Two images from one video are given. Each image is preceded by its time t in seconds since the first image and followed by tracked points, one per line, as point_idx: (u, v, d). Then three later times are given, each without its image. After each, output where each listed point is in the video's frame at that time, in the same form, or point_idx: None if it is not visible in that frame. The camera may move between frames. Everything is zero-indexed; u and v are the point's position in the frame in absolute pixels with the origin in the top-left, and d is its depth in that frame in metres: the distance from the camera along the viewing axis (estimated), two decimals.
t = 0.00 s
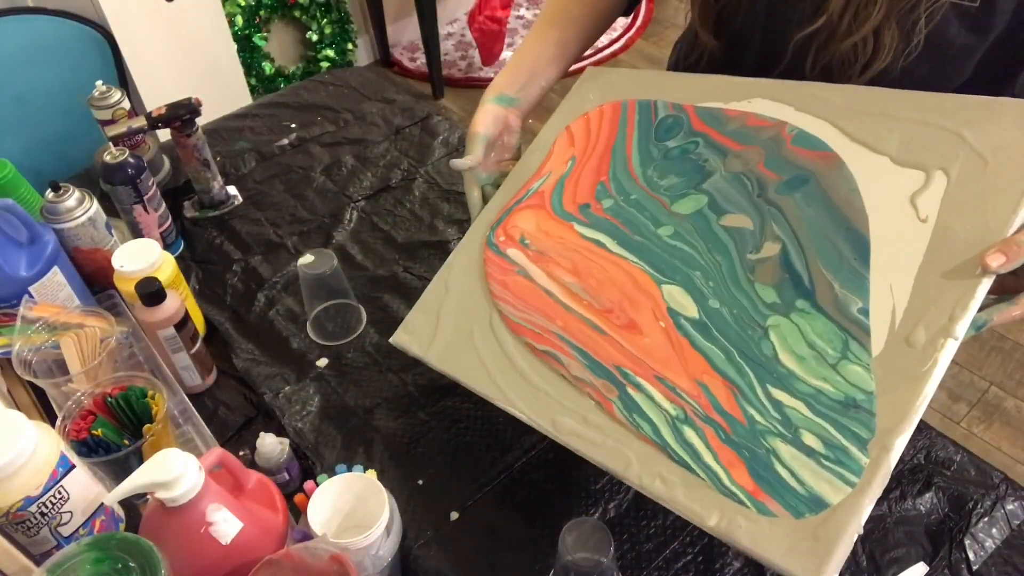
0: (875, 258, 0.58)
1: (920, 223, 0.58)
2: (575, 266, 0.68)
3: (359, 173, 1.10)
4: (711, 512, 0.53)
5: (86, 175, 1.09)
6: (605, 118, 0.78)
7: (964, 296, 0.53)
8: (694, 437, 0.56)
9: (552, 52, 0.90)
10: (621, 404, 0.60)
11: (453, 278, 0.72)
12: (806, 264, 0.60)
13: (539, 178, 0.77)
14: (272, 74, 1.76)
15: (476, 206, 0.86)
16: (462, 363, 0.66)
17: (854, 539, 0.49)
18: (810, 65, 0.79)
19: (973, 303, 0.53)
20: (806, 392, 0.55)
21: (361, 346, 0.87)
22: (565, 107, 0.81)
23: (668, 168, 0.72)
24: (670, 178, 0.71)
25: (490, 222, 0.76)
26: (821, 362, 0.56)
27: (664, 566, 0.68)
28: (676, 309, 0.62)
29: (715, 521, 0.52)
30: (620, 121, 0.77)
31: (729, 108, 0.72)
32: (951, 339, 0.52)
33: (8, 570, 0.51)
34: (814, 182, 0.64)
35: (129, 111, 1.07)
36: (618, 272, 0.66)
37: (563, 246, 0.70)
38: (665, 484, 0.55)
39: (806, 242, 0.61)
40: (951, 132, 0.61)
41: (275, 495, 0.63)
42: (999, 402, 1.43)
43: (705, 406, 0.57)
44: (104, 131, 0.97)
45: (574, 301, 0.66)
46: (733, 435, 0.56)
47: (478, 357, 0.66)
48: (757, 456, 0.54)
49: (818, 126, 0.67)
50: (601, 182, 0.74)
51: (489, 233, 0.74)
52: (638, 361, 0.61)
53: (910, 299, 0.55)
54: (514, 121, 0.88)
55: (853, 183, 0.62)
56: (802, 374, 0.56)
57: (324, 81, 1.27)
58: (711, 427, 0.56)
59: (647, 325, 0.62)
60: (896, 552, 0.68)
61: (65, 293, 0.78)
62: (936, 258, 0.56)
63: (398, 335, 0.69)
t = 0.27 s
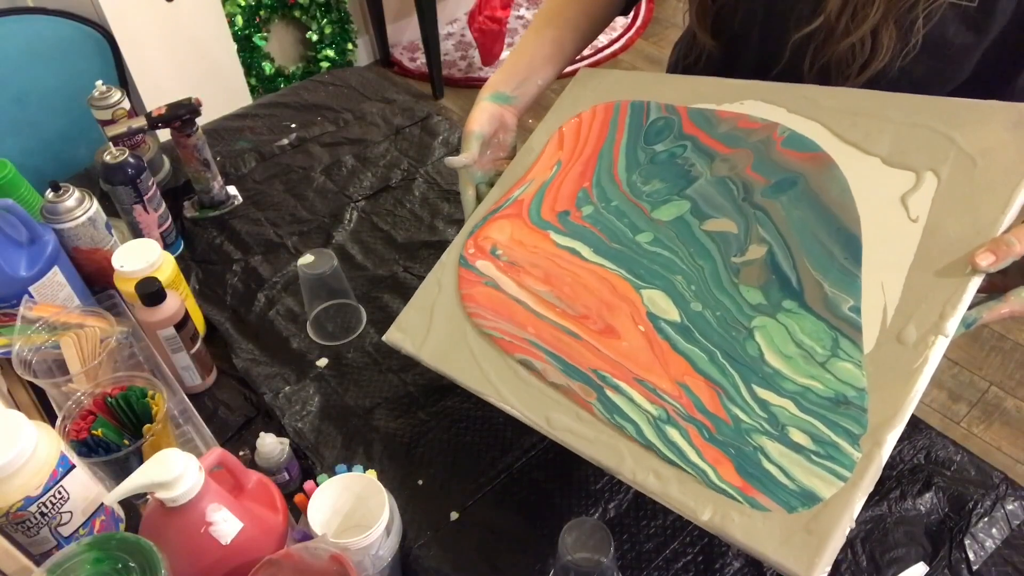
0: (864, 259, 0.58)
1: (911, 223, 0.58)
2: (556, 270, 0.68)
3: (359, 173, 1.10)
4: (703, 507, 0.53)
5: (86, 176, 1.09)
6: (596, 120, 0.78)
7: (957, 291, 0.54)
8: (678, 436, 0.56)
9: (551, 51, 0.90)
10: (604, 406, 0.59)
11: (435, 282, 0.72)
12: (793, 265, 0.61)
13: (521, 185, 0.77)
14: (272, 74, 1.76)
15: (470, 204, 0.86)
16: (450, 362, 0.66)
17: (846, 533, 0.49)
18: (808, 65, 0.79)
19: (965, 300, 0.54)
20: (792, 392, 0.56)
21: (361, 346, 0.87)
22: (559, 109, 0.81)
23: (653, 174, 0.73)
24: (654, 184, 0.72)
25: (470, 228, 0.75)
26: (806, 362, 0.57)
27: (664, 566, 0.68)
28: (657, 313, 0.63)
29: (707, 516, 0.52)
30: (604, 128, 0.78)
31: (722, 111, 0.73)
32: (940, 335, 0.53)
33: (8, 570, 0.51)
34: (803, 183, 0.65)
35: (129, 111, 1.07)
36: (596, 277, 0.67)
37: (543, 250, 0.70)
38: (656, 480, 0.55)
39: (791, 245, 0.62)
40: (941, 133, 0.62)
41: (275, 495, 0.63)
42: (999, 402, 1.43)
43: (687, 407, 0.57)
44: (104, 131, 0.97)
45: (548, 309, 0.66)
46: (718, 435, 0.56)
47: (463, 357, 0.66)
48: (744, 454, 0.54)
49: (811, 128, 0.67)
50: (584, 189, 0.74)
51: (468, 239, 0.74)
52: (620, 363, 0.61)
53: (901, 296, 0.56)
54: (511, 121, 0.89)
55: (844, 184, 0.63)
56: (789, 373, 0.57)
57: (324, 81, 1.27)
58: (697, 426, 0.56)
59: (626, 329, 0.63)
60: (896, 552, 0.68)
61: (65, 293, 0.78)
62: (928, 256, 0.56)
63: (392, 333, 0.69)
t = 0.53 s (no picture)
0: (862, 259, 0.58)
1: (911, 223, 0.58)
2: (547, 278, 0.68)
3: (359, 173, 1.10)
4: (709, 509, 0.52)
5: (86, 175, 1.09)
6: (591, 125, 0.78)
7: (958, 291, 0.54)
8: (674, 441, 0.56)
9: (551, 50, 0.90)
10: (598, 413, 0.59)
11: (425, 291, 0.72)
12: (788, 268, 0.61)
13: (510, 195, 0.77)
14: (272, 74, 1.76)
15: (470, 207, 0.87)
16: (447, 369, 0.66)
17: (851, 533, 0.49)
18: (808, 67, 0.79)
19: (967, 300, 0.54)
20: (789, 395, 0.56)
21: (361, 346, 0.87)
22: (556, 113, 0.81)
23: (645, 180, 0.73)
24: (647, 190, 0.72)
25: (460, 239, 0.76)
26: (801, 365, 0.57)
27: (664, 566, 0.68)
28: (647, 320, 0.63)
29: (712, 517, 0.52)
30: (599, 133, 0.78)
31: (720, 111, 0.73)
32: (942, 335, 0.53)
33: (8, 570, 0.51)
34: (800, 184, 0.65)
35: (129, 111, 1.07)
36: (584, 285, 0.67)
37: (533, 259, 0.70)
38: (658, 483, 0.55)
39: (786, 247, 0.62)
40: (940, 132, 0.61)
41: (275, 496, 0.63)
42: (999, 402, 1.43)
43: (681, 412, 0.57)
44: (104, 130, 0.97)
45: (535, 319, 0.66)
46: (713, 439, 0.55)
47: (458, 365, 0.65)
48: (742, 456, 0.54)
49: (810, 128, 0.67)
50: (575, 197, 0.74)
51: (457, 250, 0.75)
52: (613, 370, 0.61)
53: (902, 296, 0.56)
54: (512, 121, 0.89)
55: (843, 185, 0.63)
56: (786, 376, 0.57)
57: (324, 81, 1.27)
58: (695, 431, 0.56)
59: (616, 337, 0.63)
60: (897, 552, 0.68)
61: (65, 293, 0.78)
62: (928, 256, 0.56)
63: (393, 337, 0.69)
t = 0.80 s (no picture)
0: (821, 291, 0.63)
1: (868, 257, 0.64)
2: (494, 275, 0.68)
3: (359, 173, 1.10)
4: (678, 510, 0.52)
5: (86, 175, 1.09)
6: (545, 135, 0.80)
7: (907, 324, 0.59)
8: (634, 445, 0.55)
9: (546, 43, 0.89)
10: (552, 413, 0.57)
11: (370, 270, 0.68)
12: (752, 292, 0.64)
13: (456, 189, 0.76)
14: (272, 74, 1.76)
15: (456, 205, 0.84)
16: (399, 351, 0.62)
17: (813, 536, 0.50)
18: (808, 71, 0.80)
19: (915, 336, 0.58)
20: (752, 411, 0.57)
21: (361, 346, 0.87)
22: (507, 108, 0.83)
23: (603, 194, 0.75)
24: (606, 201, 0.74)
25: (402, 224, 0.73)
26: (762, 382, 0.58)
27: (664, 566, 0.68)
28: (603, 326, 0.63)
29: (681, 520, 0.51)
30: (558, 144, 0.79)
31: (686, 136, 0.78)
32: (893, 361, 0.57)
33: (8, 570, 0.51)
34: (760, 217, 0.70)
35: (129, 111, 1.07)
36: (532, 284, 0.66)
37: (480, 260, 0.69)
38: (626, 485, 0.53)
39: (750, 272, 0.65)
40: (884, 183, 0.69)
41: (276, 496, 0.63)
42: (999, 402, 1.44)
43: (641, 418, 0.57)
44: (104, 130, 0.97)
45: (481, 316, 0.64)
46: (674, 448, 0.55)
47: (406, 351, 0.62)
48: (706, 465, 0.54)
49: (781, 170, 0.73)
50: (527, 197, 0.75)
51: (399, 234, 0.72)
52: (568, 371, 0.60)
53: (860, 330, 0.60)
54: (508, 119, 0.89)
55: (798, 219, 0.69)
56: (750, 395, 0.58)
57: (324, 81, 1.27)
58: (659, 438, 0.56)
59: (572, 343, 0.62)
60: (896, 552, 0.69)
61: (65, 293, 0.78)
62: (880, 288, 0.62)
63: (331, 311, 0.66)
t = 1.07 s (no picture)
0: (671, 303, 0.68)
1: (702, 310, 0.69)
2: (439, 197, 0.64)
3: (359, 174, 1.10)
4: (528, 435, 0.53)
5: (86, 175, 1.09)
6: (485, 67, 0.75)
7: (762, 407, 0.66)
8: (517, 360, 0.57)
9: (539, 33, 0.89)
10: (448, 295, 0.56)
11: (301, 139, 0.58)
12: (626, 292, 0.67)
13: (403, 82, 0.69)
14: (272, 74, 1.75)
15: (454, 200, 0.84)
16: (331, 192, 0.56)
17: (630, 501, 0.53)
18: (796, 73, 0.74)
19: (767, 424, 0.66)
20: (606, 382, 0.61)
21: (361, 346, 0.87)
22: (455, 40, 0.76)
23: (529, 146, 0.73)
24: (525, 155, 0.73)
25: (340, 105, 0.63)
26: (628, 363, 0.63)
27: (664, 566, 0.69)
28: (510, 256, 0.65)
29: (529, 439, 0.53)
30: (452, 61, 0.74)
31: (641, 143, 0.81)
32: (740, 421, 0.67)
33: (8, 570, 0.51)
34: (641, 246, 0.71)
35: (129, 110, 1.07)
36: (464, 202, 0.66)
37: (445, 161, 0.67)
38: (491, 391, 0.53)
39: (632, 273, 0.69)
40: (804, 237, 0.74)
41: (276, 496, 0.63)
42: (999, 402, 1.43)
43: (529, 344, 0.59)
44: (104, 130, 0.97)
45: (429, 202, 0.62)
46: (545, 378, 0.58)
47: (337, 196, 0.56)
48: (567, 406, 0.57)
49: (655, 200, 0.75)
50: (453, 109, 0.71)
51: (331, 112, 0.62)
52: (478, 275, 0.61)
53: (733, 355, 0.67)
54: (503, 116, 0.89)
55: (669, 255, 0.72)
56: (608, 370, 0.62)
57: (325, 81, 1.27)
58: (537, 361, 0.58)
59: (493, 280, 0.61)
60: (896, 552, 0.69)
61: (65, 293, 0.78)
62: (736, 350, 0.67)
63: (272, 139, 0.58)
